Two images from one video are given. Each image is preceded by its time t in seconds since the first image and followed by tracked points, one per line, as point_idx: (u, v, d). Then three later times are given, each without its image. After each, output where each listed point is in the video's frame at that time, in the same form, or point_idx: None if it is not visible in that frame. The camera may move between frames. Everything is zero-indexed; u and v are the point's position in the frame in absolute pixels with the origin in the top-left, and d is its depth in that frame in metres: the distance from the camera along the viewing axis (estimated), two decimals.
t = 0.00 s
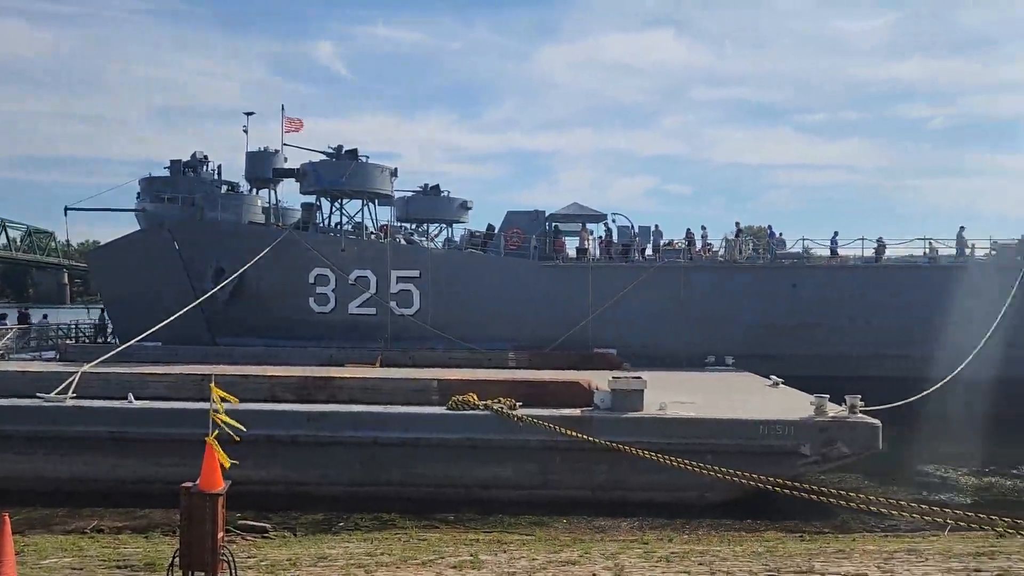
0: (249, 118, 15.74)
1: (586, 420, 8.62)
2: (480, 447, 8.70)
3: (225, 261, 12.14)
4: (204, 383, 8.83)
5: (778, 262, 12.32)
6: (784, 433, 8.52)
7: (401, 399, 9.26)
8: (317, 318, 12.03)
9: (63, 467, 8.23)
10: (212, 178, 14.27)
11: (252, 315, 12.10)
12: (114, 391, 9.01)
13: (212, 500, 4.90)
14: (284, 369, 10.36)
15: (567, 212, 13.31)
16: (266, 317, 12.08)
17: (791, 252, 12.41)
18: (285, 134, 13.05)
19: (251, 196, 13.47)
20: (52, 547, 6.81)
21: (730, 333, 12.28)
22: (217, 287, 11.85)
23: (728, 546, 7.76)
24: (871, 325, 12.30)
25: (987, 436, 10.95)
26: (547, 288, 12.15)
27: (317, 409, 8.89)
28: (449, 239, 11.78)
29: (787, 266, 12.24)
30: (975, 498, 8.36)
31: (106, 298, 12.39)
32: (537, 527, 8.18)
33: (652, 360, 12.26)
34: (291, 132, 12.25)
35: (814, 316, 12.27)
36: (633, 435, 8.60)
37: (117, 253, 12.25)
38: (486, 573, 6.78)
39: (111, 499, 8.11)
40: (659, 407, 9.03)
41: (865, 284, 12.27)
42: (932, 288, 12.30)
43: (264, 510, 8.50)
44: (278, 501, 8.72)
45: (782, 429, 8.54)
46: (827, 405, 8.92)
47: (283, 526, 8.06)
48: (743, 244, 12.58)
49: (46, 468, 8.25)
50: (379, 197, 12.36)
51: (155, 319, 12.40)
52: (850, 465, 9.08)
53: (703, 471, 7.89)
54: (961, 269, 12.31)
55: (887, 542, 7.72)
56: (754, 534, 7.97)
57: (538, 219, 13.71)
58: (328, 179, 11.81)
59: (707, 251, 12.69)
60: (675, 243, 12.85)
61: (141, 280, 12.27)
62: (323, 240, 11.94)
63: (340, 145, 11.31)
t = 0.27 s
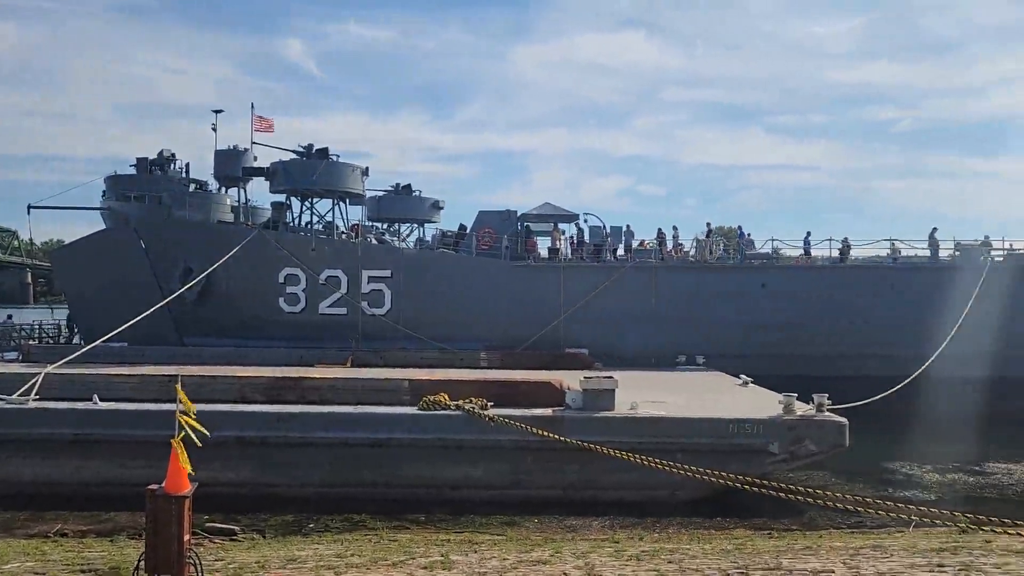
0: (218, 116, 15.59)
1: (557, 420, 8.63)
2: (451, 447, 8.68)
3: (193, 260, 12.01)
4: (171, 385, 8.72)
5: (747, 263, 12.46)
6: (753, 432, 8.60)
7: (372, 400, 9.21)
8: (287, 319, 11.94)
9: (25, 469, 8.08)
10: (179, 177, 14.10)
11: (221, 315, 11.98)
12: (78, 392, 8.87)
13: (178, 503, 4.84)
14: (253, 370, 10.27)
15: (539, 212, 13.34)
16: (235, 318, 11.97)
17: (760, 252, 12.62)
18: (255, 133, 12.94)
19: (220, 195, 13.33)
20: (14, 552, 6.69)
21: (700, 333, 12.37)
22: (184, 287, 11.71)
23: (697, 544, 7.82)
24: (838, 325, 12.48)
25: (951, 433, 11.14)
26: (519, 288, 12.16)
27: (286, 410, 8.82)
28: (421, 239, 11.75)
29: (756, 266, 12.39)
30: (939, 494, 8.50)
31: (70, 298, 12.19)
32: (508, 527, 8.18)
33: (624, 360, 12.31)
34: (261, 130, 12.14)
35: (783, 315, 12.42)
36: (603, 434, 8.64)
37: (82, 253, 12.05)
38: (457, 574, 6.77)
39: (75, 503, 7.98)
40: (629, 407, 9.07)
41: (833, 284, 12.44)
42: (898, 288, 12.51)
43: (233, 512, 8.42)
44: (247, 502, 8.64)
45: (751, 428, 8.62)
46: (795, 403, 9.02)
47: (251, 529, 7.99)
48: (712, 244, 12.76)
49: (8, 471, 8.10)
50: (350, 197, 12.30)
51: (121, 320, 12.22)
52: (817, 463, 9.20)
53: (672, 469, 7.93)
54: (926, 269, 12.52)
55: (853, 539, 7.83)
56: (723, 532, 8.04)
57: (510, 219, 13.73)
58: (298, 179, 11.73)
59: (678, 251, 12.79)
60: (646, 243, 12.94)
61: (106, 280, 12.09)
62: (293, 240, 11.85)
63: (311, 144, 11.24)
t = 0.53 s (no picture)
0: (186, 113, 15.41)
1: (528, 419, 8.64)
2: (422, 447, 8.66)
3: (161, 259, 11.86)
4: (137, 385, 8.60)
5: (717, 262, 12.59)
6: (722, 430, 8.67)
7: (342, 399, 9.16)
8: (256, 318, 11.84)
9: None
10: (146, 174, 13.91)
11: (189, 315, 11.84)
12: (41, 393, 8.71)
13: (145, 505, 4.78)
14: (222, 370, 10.16)
15: (510, 212, 13.36)
16: (203, 317, 11.84)
17: (729, 252, 12.74)
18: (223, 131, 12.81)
19: (188, 193, 13.18)
20: None
21: (670, 332, 12.46)
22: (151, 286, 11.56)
23: (667, 541, 7.87)
24: (806, 324, 12.63)
25: (916, 431, 11.33)
26: (490, 288, 12.16)
27: (255, 411, 8.74)
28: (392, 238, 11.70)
29: (725, 266, 12.51)
30: (904, 490, 8.64)
31: (33, 297, 11.98)
32: (479, 526, 8.18)
33: (595, 359, 12.36)
34: (229, 128, 12.01)
35: (752, 314, 12.56)
36: (574, 433, 8.66)
37: (46, 251, 11.85)
38: (427, 574, 6.75)
39: (38, 505, 7.84)
40: (600, 406, 9.10)
41: (801, 283, 12.60)
42: (864, 287, 12.71)
43: (200, 514, 8.33)
44: (215, 504, 8.55)
45: (721, 426, 8.69)
46: (763, 402, 9.11)
47: (219, 530, 7.91)
48: (683, 244, 12.84)
49: None
50: (321, 195, 12.22)
51: (86, 319, 12.03)
52: (785, 460, 9.31)
53: (642, 468, 7.98)
54: (891, 269, 12.73)
55: (820, 535, 7.93)
56: (693, 529, 8.10)
57: (481, 218, 13.74)
58: (268, 177, 11.62)
59: (649, 251, 12.87)
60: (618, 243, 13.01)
61: (71, 279, 11.89)
62: (262, 238, 11.75)
63: (281, 142, 11.16)
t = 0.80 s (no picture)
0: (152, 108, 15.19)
1: (500, 417, 8.64)
2: (392, 445, 8.62)
3: (126, 256, 11.69)
4: (101, 384, 8.47)
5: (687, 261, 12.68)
6: (692, 427, 8.73)
7: (311, 398, 9.09)
8: (225, 316, 11.71)
9: None
10: (111, 170, 13.69)
11: (155, 313, 11.68)
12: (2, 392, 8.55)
13: (110, 505, 4.71)
14: (189, 369, 10.04)
15: (482, 210, 13.35)
16: (170, 315, 11.68)
17: (700, 251, 12.82)
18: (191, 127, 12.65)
19: (154, 190, 12.99)
20: None
21: (640, 330, 12.54)
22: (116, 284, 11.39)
23: (637, 538, 7.92)
24: (775, 322, 12.77)
25: (881, 427, 11.51)
26: (462, 286, 12.15)
27: (223, 410, 8.64)
28: (363, 236, 11.64)
29: (695, 264, 12.63)
30: (869, 486, 8.77)
31: None
32: (450, 524, 8.17)
33: (567, 357, 12.39)
34: (197, 124, 11.86)
35: (721, 312, 12.68)
36: (545, 431, 8.67)
37: (8, 248, 11.62)
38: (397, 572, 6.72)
39: None
40: (571, 404, 9.12)
41: (770, 282, 12.73)
42: (831, 286, 12.90)
43: (167, 514, 8.23)
44: (182, 504, 8.45)
45: (690, 423, 8.75)
46: (733, 399, 9.19)
47: (187, 531, 7.82)
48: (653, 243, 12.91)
49: None
50: (290, 193, 12.11)
51: (49, 317, 11.82)
52: (754, 457, 9.41)
53: (612, 465, 8.02)
54: (858, 268, 12.94)
55: (788, 531, 8.02)
56: (663, 526, 8.16)
57: (452, 216, 13.72)
58: (236, 173, 11.50)
59: (620, 249, 12.93)
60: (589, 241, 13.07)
61: (34, 276, 11.68)
62: (231, 236, 11.63)
63: (249, 139, 11.06)
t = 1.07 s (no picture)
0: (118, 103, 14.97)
1: (470, 415, 8.64)
2: (363, 444, 8.58)
3: (91, 253, 11.51)
4: (65, 383, 8.33)
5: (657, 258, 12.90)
6: (662, 424, 8.78)
7: (281, 397, 9.01)
8: (192, 314, 11.57)
9: None
10: (76, 165, 13.47)
11: (121, 310, 11.51)
12: None
13: (73, 505, 4.63)
14: (155, 367, 9.91)
15: (453, 207, 13.34)
16: (136, 313, 11.52)
17: (671, 249, 13.06)
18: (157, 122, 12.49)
19: (120, 185, 12.81)
20: None
21: (611, 328, 12.61)
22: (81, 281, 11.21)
23: (608, 534, 7.96)
24: (744, 320, 12.98)
25: (848, 422, 11.68)
26: (433, 284, 12.13)
27: (190, 409, 8.54)
28: (333, 233, 11.59)
29: (665, 262, 12.79)
30: (836, 481, 8.90)
31: None
32: (421, 523, 8.15)
33: (538, 354, 12.40)
34: (164, 119, 11.71)
35: (692, 310, 12.84)
36: (516, 428, 8.69)
37: None
38: (367, 571, 6.69)
39: None
40: (542, 401, 9.14)
41: (738, 280, 12.98)
42: (801, 284, 13.18)
43: (133, 515, 8.11)
44: (148, 505, 8.35)
45: (660, 420, 8.81)
46: (702, 396, 9.26)
47: (153, 531, 7.72)
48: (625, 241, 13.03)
49: None
50: (259, 189, 12.01)
51: (11, 315, 11.59)
52: (723, 453, 9.50)
53: (582, 462, 8.05)
54: (826, 266, 13.26)
55: (756, 526, 8.11)
56: (633, 523, 8.20)
57: (424, 214, 13.69)
58: (205, 169, 11.37)
59: (591, 247, 13.01)
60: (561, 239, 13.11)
61: None
62: (199, 232, 11.51)
63: (218, 135, 10.94)
